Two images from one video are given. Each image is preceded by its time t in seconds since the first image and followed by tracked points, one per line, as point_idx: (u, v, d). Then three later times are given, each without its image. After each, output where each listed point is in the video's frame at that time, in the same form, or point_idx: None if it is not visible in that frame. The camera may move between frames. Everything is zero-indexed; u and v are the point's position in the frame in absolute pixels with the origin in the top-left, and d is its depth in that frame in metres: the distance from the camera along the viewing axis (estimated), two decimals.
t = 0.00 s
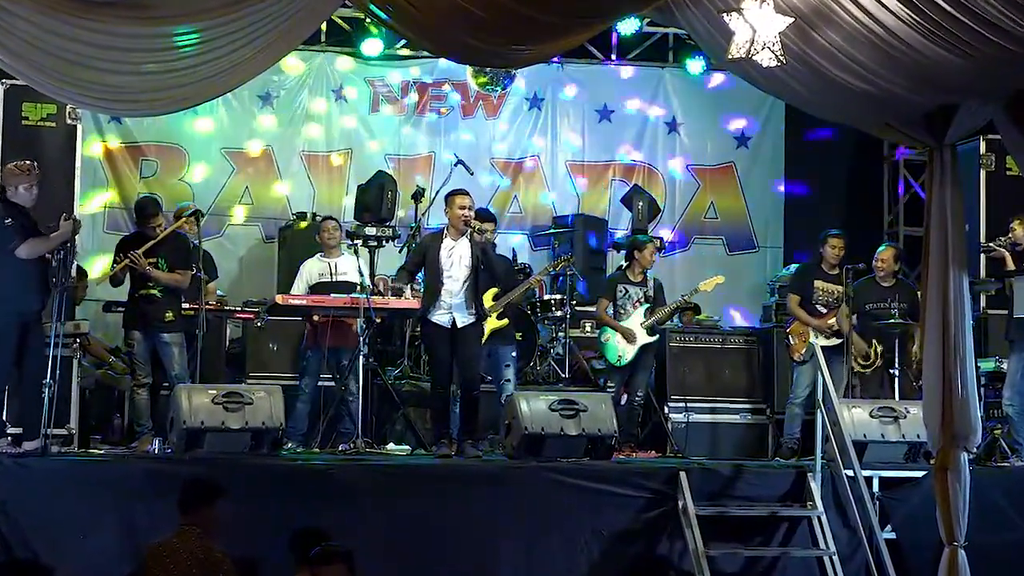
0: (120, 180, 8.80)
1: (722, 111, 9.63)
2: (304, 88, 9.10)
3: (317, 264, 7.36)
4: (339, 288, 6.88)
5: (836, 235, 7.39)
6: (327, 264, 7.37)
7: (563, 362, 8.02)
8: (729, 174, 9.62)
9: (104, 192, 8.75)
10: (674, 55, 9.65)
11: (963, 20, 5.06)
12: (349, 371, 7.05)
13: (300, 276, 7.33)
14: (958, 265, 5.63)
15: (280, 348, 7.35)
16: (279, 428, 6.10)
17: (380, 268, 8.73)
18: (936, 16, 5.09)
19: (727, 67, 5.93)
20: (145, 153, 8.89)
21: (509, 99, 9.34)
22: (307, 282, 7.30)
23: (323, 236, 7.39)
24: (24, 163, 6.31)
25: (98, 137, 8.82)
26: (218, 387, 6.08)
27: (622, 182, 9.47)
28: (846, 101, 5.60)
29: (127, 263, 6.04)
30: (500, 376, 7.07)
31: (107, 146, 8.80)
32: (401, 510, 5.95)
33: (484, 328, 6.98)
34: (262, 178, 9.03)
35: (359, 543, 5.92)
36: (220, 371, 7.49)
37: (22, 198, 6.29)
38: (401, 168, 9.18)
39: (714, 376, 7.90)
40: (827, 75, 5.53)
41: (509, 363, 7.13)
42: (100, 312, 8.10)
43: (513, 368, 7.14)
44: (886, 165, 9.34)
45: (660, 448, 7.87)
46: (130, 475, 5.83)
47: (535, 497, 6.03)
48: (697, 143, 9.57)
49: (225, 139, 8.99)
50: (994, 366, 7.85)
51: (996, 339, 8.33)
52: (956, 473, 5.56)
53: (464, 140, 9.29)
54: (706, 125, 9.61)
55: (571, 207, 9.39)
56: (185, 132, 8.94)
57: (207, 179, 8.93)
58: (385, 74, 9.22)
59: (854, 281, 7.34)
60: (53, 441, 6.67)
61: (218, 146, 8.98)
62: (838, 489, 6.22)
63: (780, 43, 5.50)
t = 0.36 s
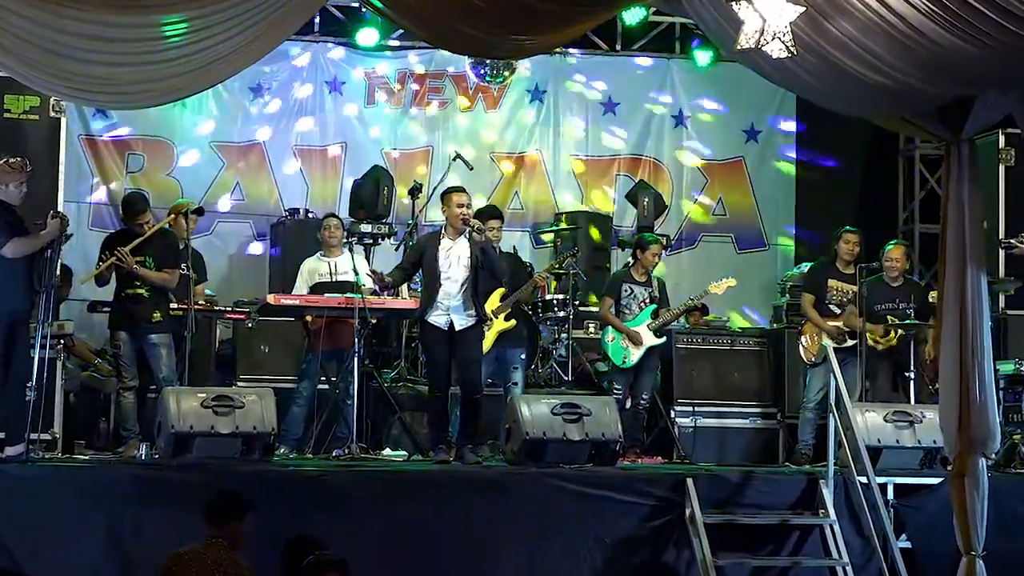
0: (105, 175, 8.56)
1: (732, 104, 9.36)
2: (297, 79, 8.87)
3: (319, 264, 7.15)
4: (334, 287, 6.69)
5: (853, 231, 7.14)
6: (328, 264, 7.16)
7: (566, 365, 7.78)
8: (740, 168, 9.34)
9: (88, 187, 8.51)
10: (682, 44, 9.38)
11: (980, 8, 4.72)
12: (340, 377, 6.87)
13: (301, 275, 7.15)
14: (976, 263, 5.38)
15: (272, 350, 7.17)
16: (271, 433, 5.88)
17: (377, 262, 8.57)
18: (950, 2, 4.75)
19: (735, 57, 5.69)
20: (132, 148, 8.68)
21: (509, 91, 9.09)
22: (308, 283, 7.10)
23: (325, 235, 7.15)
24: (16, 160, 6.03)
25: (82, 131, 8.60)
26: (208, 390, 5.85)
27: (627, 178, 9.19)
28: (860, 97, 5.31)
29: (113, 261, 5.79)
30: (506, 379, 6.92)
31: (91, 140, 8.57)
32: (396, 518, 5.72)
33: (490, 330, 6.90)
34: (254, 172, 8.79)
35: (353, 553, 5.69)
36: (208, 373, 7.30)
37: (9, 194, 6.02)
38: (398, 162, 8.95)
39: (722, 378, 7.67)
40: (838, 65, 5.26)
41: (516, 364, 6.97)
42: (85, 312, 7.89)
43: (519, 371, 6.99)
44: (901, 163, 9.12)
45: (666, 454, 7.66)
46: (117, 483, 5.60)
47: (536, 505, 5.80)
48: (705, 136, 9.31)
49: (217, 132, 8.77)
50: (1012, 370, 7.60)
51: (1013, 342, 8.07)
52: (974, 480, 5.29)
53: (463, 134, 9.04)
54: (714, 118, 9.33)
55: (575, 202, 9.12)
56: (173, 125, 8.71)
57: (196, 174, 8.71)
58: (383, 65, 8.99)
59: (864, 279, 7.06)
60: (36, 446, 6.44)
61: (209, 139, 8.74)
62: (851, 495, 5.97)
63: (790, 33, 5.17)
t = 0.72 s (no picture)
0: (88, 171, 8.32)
1: (739, 97, 9.13)
2: (288, 71, 8.64)
3: (299, 260, 6.98)
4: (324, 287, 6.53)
5: (852, 227, 6.93)
6: (308, 261, 6.99)
7: (567, 367, 7.60)
8: (747, 162, 9.11)
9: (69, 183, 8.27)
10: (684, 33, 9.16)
11: None
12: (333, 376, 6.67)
13: (279, 270, 6.93)
14: (993, 263, 5.12)
15: (262, 352, 7.01)
16: (261, 438, 5.66)
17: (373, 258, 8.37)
18: None
19: (741, 49, 5.47)
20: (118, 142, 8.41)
21: (508, 83, 8.88)
22: (284, 278, 6.91)
23: (309, 231, 7.00)
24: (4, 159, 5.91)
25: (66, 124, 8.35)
26: (195, 394, 5.65)
27: (630, 173, 8.97)
28: (870, 88, 5.11)
29: (97, 260, 5.62)
30: (500, 384, 6.65)
31: (75, 133, 8.33)
32: (390, 529, 5.51)
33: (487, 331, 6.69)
34: (244, 167, 8.56)
35: (345, 563, 5.47)
36: (195, 376, 7.06)
37: None
38: (393, 157, 8.71)
39: (729, 382, 7.45)
40: (848, 57, 5.05)
41: (511, 368, 6.69)
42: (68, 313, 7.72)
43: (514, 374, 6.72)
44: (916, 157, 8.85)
45: (671, 460, 7.45)
46: (99, 491, 5.38)
47: (535, 514, 5.58)
48: (711, 130, 9.08)
49: (205, 126, 8.53)
50: None
51: None
52: (993, 486, 5.03)
53: (460, 128, 8.81)
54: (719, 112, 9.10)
55: (574, 199, 8.92)
56: (159, 118, 8.46)
57: (184, 171, 8.47)
58: (377, 57, 8.76)
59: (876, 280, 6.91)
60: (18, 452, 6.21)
61: (197, 134, 8.51)
62: (862, 503, 5.74)
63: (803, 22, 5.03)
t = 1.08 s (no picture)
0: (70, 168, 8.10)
1: (749, 89, 8.88)
2: (279, 63, 8.43)
3: (283, 259, 6.78)
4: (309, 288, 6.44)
5: (847, 223, 6.78)
6: (292, 261, 6.79)
7: (569, 370, 7.39)
8: (757, 157, 8.86)
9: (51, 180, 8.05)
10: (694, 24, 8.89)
11: None
12: (317, 380, 6.54)
13: (261, 268, 6.75)
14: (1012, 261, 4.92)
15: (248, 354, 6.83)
16: (250, 445, 5.44)
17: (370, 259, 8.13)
18: None
19: (749, 40, 5.32)
20: (101, 137, 8.18)
21: (508, 77, 8.66)
22: (267, 277, 6.73)
23: (292, 228, 6.77)
24: None
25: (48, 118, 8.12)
26: (182, 399, 5.43)
27: (635, 169, 8.76)
28: (884, 78, 5.15)
29: (81, 260, 5.46)
30: (498, 387, 5.91)
31: (58, 128, 8.10)
32: (384, 539, 5.29)
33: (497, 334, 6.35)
34: (233, 165, 8.34)
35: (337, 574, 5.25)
36: (183, 379, 6.91)
37: None
38: (387, 153, 8.49)
39: (739, 386, 7.22)
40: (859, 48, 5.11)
41: (509, 369, 5.94)
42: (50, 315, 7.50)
43: (512, 375, 5.98)
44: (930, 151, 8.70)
45: (678, 467, 7.24)
46: (80, 499, 5.16)
47: (535, 523, 5.36)
48: (719, 124, 8.85)
49: (192, 122, 8.31)
50: None
51: None
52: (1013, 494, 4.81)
53: (457, 122, 8.59)
54: (728, 105, 8.86)
55: (577, 197, 8.69)
56: (144, 111, 8.25)
57: (170, 166, 8.26)
58: (372, 48, 8.54)
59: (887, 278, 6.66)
60: None
61: (183, 129, 8.30)
62: (876, 512, 5.53)
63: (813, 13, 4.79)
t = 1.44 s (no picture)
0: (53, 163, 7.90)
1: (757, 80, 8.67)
2: (271, 55, 8.23)
3: (284, 259, 6.59)
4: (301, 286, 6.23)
5: (851, 221, 6.56)
6: (293, 260, 6.61)
7: (571, 374, 7.16)
8: (767, 153, 8.63)
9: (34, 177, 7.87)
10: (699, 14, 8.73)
11: None
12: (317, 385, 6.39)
13: (264, 270, 6.56)
14: None
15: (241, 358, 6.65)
16: (240, 452, 5.23)
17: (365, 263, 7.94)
18: None
19: (758, 31, 5.14)
20: (84, 131, 7.98)
21: (508, 68, 8.45)
22: (270, 279, 6.53)
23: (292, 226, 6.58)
24: None
25: (29, 113, 7.91)
26: (169, 403, 5.24)
27: (641, 164, 8.53)
28: (897, 69, 4.95)
29: (64, 259, 5.32)
30: (499, 394, 5.75)
31: (39, 122, 7.91)
32: (378, 549, 5.08)
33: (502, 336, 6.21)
34: (221, 161, 8.14)
35: None
36: (171, 383, 6.71)
37: None
38: (383, 148, 8.30)
39: (746, 390, 7.00)
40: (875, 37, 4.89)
41: (510, 375, 5.79)
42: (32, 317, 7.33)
43: (514, 383, 5.84)
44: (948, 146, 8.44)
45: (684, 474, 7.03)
46: (62, 507, 4.93)
47: (536, 533, 5.15)
48: (727, 118, 8.63)
49: (178, 115, 8.11)
50: None
51: None
52: None
53: (455, 116, 8.40)
54: (736, 97, 8.65)
55: (579, 194, 8.49)
56: (128, 105, 8.05)
57: (158, 162, 8.06)
58: (366, 38, 8.34)
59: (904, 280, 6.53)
60: None
61: (170, 122, 8.10)
62: (890, 522, 5.31)
63: None
